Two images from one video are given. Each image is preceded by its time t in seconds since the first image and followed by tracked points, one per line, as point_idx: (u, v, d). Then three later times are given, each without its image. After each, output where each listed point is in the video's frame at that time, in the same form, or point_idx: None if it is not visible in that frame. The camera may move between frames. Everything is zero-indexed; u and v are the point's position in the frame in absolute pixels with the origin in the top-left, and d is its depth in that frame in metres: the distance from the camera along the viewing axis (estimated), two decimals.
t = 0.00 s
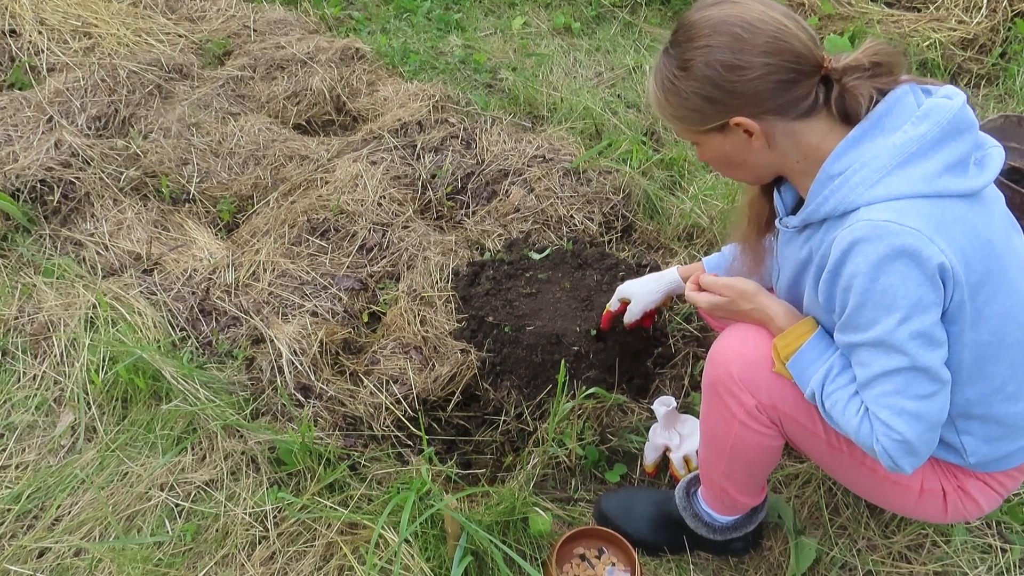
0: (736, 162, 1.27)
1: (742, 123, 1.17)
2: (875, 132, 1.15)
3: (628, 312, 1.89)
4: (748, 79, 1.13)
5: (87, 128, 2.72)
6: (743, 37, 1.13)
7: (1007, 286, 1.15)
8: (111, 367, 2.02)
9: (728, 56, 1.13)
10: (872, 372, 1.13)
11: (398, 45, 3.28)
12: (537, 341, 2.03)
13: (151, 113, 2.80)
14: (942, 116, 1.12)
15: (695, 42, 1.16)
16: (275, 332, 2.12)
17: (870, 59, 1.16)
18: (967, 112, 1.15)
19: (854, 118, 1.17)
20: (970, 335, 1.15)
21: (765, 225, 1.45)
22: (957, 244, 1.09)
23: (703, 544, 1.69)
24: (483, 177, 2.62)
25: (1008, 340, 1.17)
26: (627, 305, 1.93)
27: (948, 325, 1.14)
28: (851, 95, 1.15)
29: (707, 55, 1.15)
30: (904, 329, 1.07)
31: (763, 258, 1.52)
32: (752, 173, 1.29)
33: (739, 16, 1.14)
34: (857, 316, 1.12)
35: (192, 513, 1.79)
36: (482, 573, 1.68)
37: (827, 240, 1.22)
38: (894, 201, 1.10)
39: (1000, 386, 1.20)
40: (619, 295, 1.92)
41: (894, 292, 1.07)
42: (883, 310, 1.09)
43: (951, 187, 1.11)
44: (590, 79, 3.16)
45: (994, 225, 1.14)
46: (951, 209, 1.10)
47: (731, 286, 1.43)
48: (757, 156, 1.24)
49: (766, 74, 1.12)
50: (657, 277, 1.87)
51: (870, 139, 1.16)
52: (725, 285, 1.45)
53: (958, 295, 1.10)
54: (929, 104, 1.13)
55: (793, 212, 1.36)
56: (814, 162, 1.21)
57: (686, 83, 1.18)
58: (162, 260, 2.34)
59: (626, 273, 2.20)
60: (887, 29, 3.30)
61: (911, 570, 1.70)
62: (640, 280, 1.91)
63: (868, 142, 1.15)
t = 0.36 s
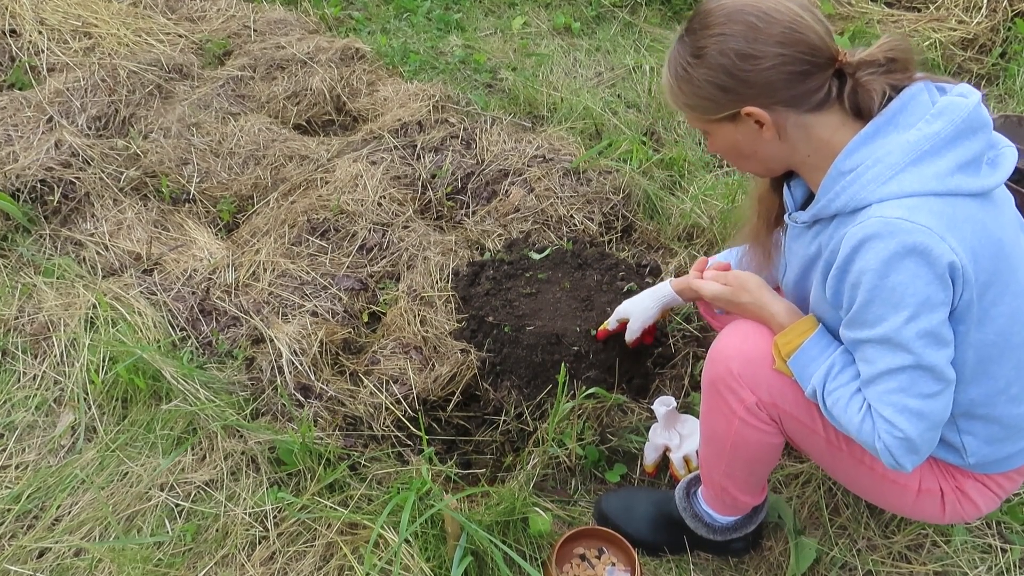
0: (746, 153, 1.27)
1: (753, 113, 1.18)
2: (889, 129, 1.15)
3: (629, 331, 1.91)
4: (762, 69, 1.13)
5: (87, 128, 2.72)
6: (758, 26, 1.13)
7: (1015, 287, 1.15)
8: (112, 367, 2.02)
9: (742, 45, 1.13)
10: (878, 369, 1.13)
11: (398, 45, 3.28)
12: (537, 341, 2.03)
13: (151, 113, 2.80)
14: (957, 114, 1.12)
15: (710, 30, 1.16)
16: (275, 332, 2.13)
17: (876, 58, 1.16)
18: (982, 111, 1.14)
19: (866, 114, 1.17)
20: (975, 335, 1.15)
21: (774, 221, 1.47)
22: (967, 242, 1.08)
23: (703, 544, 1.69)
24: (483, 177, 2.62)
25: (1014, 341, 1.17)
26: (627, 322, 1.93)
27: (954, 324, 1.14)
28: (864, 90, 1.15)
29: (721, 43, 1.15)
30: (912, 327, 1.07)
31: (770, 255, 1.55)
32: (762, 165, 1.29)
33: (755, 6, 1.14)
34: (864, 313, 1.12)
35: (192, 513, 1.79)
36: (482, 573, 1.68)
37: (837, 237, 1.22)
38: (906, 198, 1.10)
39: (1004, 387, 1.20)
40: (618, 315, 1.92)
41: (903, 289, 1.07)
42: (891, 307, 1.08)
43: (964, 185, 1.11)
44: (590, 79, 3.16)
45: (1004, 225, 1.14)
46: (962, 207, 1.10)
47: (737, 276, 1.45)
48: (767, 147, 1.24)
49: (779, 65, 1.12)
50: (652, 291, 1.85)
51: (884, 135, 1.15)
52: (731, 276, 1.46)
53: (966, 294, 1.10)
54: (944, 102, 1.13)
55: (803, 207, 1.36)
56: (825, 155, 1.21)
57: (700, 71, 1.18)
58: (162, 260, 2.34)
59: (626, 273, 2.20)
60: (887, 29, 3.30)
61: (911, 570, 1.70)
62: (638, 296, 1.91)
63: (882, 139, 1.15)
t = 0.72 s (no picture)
0: (752, 142, 1.27)
1: (760, 100, 1.18)
2: (897, 123, 1.15)
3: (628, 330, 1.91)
4: (771, 56, 1.13)
5: (87, 128, 2.72)
6: (770, 14, 1.13)
7: (1018, 284, 1.15)
8: (112, 367, 2.02)
9: (753, 32, 1.14)
10: (881, 362, 1.12)
11: (398, 45, 3.28)
12: (537, 341, 2.03)
13: (152, 113, 2.80)
14: (965, 108, 1.12)
15: (723, 16, 1.16)
16: (275, 332, 2.13)
17: (876, 57, 1.16)
18: (990, 106, 1.15)
19: (874, 108, 1.17)
20: (978, 331, 1.15)
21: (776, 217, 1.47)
22: (974, 237, 1.09)
23: (703, 544, 1.69)
24: (483, 177, 2.62)
25: (1016, 338, 1.17)
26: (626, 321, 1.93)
27: (959, 319, 1.14)
28: (873, 84, 1.15)
29: (733, 29, 1.15)
30: (918, 320, 1.07)
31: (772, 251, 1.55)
32: (767, 155, 1.29)
33: None
34: (871, 306, 1.12)
35: (193, 513, 1.79)
36: (482, 573, 1.68)
37: (844, 231, 1.22)
38: (914, 191, 1.10)
39: (1006, 385, 1.20)
40: (616, 315, 1.92)
41: (910, 281, 1.07)
42: (898, 300, 1.08)
43: (971, 180, 1.11)
44: (590, 79, 3.16)
45: (1008, 222, 1.14)
46: (970, 202, 1.10)
47: (735, 276, 1.45)
48: (773, 137, 1.24)
49: (788, 53, 1.13)
50: (652, 291, 1.85)
51: (892, 129, 1.15)
52: (728, 276, 1.46)
53: (972, 289, 1.09)
54: (952, 97, 1.13)
55: (807, 202, 1.35)
56: (832, 148, 1.21)
57: (709, 56, 1.18)
58: (162, 260, 2.34)
59: (626, 273, 2.20)
60: (887, 29, 3.30)
61: (911, 570, 1.70)
62: (637, 295, 1.91)
63: (889, 132, 1.15)
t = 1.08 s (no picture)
0: (746, 154, 1.28)
1: (752, 116, 1.18)
2: (892, 131, 1.15)
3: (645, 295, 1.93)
4: (759, 72, 1.13)
5: (87, 128, 2.72)
6: (757, 29, 1.13)
7: (1018, 288, 1.15)
8: (112, 367, 2.02)
9: (740, 48, 1.13)
10: (883, 371, 1.12)
11: (398, 45, 3.28)
12: (537, 341, 2.03)
13: (152, 113, 2.80)
14: (961, 115, 1.12)
15: (710, 32, 1.16)
16: (275, 332, 2.13)
17: (875, 60, 1.16)
18: (985, 111, 1.15)
19: (868, 116, 1.17)
20: (978, 336, 1.15)
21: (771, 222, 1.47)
22: (973, 243, 1.09)
23: (703, 544, 1.69)
24: (483, 177, 2.62)
25: (1017, 341, 1.17)
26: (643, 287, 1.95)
27: (959, 325, 1.14)
28: (865, 92, 1.15)
29: (720, 46, 1.15)
30: (919, 328, 1.07)
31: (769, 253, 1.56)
32: (762, 166, 1.29)
33: (755, 8, 1.14)
34: (870, 315, 1.12)
35: (193, 513, 1.79)
36: (482, 573, 1.68)
37: (842, 239, 1.21)
38: (911, 200, 1.10)
39: (1008, 389, 1.20)
40: (635, 280, 1.94)
41: (910, 291, 1.07)
42: (898, 309, 1.08)
43: (968, 186, 1.11)
44: (590, 79, 3.16)
45: (1007, 225, 1.14)
46: (967, 208, 1.10)
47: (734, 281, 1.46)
48: (768, 149, 1.24)
49: (777, 68, 1.12)
50: (672, 257, 1.89)
51: (888, 137, 1.15)
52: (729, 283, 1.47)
53: (972, 295, 1.09)
54: (947, 103, 1.13)
55: (805, 209, 1.36)
56: (827, 157, 1.21)
57: (698, 73, 1.19)
58: (162, 260, 2.34)
59: (626, 273, 2.20)
60: (887, 29, 3.31)
61: (911, 570, 1.70)
62: (655, 261, 1.93)
63: (885, 140, 1.15)
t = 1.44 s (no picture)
0: (745, 155, 1.28)
1: (749, 117, 1.18)
2: (893, 133, 1.14)
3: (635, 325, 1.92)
4: (757, 73, 1.13)
5: (87, 128, 2.72)
6: (755, 31, 1.13)
7: (1017, 290, 1.15)
8: (111, 367, 2.02)
9: (738, 49, 1.14)
10: (880, 373, 1.12)
11: (398, 45, 3.28)
12: (537, 341, 2.03)
13: (151, 113, 2.80)
14: (962, 117, 1.12)
15: (708, 33, 1.16)
16: (275, 332, 2.12)
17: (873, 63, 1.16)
18: (987, 114, 1.14)
19: (867, 118, 1.16)
20: (977, 339, 1.15)
21: (769, 220, 1.47)
22: (972, 246, 1.08)
23: (702, 544, 1.69)
24: (483, 177, 2.61)
25: (1016, 344, 1.17)
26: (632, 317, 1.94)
27: (958, 328, 1.14)
28: (864, 96, 1.15)
29: (718, 47, 1.15)
30: (916, 331, 1.07)
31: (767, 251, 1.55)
32: (762, 167, 1.30)
33: (754, 9, 1.14)
34: (869, 317, 1.12)
35: (192, 513, 1.79)
36: (482, 573, 1.68)
37: (842, 241, 1.21)
38: (911, 203, 1.10)
39: (1006, 391, 1.20)
40: (624, 310, 1.93)
41: (908, 294, 1.07)
42: (895, 312, 1.08)
43: (968, 189, 1.11)
44: (590, 79, 3.16)
45: (1007, 228, 1.14)
46: (967, 211, 1.10)
47: (733, 279, 1.45)
48: (766, 150, 1.24)
49: (774, 69, 1.13)
50: (657, 284, 1.89)
51: (888, 139, 1.15)
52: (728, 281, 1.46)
53: (971, 298, 1.10)
54: (949, 106, 1.13)
55: (804, 210, 1.36)
56: (826, 158, 1.21)
57: (696, 74, 1.19)
58: (162, 260, 2.34)
59: (626, 273, 2.20)
60: (887, 29, 3.31)
61: (911, 570, 1.70)
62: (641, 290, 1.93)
63: (885, 142, 1.15)
